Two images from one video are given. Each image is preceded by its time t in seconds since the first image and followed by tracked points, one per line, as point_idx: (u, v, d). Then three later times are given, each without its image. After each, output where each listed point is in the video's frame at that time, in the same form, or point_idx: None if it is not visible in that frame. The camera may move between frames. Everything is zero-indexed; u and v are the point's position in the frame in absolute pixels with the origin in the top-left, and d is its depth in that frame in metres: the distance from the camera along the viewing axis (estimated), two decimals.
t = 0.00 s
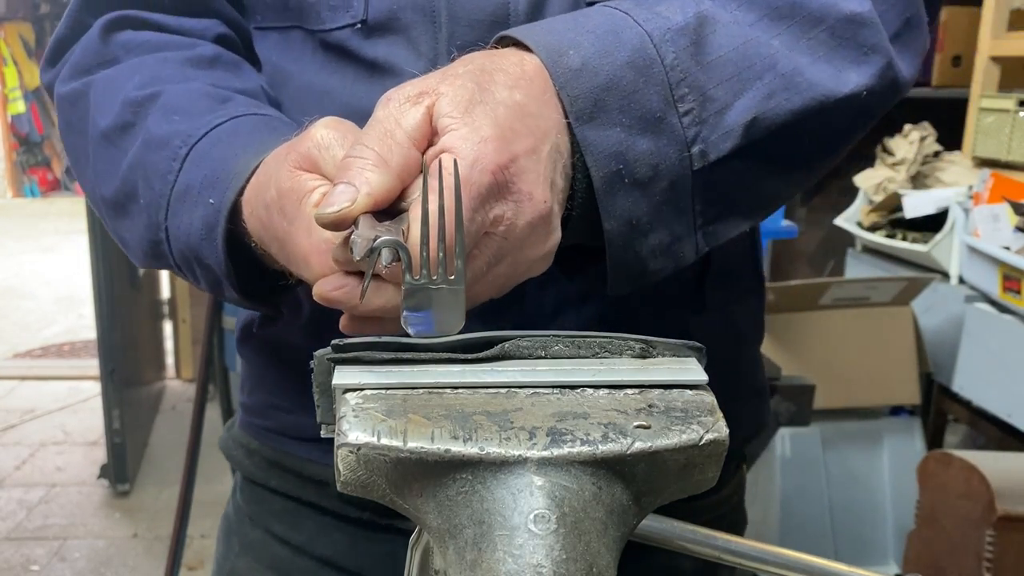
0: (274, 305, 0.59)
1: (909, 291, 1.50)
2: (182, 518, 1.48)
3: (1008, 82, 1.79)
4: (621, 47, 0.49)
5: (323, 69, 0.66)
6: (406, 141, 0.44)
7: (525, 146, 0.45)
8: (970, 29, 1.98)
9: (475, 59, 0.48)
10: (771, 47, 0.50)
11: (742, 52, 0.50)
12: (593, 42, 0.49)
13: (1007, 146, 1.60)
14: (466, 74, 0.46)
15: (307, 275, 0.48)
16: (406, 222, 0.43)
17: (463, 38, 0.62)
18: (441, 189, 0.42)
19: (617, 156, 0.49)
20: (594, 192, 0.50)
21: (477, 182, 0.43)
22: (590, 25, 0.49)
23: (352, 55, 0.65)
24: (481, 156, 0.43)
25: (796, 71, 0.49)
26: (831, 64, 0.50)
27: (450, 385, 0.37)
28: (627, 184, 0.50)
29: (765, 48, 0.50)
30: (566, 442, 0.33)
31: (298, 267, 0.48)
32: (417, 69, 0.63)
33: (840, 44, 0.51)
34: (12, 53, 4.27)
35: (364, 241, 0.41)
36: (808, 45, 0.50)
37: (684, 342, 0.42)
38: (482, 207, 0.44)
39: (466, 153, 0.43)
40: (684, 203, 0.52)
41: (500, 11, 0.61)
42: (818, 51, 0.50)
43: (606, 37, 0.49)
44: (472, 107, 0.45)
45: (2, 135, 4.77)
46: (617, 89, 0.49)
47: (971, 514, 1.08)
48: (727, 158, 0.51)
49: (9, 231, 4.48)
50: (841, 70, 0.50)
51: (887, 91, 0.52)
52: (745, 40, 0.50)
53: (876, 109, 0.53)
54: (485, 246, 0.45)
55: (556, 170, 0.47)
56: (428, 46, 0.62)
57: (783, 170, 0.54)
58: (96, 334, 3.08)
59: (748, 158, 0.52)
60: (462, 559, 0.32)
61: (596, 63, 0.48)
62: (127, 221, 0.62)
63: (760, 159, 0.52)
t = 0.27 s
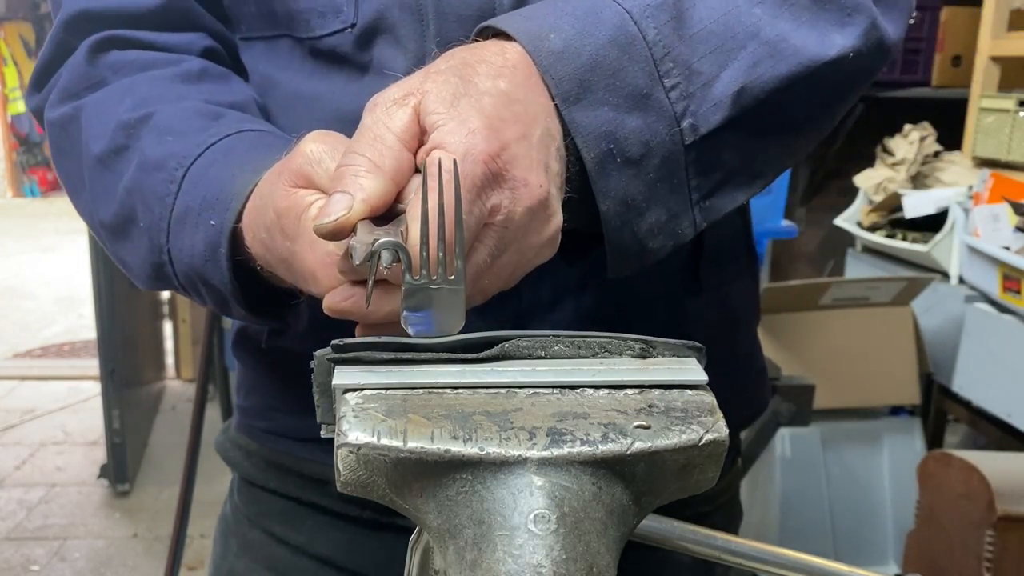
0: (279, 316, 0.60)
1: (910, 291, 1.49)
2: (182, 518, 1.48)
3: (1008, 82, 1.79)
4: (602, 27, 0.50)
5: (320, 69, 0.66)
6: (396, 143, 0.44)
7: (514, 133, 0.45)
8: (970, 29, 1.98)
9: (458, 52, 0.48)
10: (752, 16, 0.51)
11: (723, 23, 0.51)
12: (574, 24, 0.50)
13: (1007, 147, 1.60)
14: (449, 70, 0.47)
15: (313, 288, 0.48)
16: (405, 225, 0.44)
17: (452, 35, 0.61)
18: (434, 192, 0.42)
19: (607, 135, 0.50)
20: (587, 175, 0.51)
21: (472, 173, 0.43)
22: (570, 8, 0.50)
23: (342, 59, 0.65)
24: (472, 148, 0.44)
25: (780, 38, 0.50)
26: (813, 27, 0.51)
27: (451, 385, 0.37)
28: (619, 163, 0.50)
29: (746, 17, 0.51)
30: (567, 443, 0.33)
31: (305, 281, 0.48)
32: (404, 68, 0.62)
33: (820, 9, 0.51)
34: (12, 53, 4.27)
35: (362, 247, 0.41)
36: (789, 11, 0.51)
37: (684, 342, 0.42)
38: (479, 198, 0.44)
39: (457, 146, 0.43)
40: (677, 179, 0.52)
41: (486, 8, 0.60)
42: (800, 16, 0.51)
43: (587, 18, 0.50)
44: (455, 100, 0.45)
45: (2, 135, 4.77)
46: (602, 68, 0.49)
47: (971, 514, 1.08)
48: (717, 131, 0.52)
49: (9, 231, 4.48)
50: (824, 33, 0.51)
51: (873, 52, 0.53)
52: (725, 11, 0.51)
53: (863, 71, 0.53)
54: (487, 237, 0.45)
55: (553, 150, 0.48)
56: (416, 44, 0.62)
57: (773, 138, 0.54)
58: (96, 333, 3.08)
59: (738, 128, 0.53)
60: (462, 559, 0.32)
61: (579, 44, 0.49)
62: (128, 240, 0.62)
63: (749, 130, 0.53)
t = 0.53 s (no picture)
0: (268, 313, 0.61)
1: (909, 291, 1.49)
2: (182, 518, 1.48)
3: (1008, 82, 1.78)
4: (639, 52, 0.50)
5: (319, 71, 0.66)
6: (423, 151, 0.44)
7: (537, 162, 0.45)
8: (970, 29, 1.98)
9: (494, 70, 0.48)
10: (780, 41, 0.51)
11: (754, 48, 0.51)
12: (611, 51, 0.50)
13: (1006, 147, 1.60)
14: (484, 90, 0.46)
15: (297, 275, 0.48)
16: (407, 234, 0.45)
17: (451, 40, 0.62)
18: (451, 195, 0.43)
19: (646, 162, 0.50)
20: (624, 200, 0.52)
21: (489, 197, 0.43)
22: (604, 33, 0.50)
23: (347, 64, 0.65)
24: (491, 171, 0.43)
25: (806, 62, 0.51)
26: (835, 50, 0.52)
27: (450, 385, 0.37)
28: (656, 188, 0.51)
29: (775, 43, 0.51)
30: (566, 442, 0.33)
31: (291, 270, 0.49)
32: (408, 71, 0.63)
33: (842, 31, 0.53)
34: (11, 53, 4.31)
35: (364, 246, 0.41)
36: (812, 35, 0.52)
37: (684, 342, 0.42)
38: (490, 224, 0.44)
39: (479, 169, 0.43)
40: (709, 202, 0.54)
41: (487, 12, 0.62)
42: (822, 39, 0.52)
43: (624, 44, 0.50)
44: (487, 119, 0.45)
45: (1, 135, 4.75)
46: (640, 95, 0.50)
47: (971, 513, 1.08)
48: (747, 153, 0.53)
49: (9, 231, 4.48)
50: (845, 56, 0.52)
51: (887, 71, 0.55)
52: (755, 36, 0.51)
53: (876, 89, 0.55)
54: (491, 262, 0.45)
55: (584, 171, 0.49)
56: (417, 48, 0.62)
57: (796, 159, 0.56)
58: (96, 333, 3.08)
59: (764, 150, 0.54)
60: (463, 559, 0.32)
61: (619, 72, 0.49)
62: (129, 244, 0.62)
63: (774, 151, 0.54)
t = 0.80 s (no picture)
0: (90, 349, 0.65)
1: (909, 292, 1.48)
2: (182, 519, 1.48)
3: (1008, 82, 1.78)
4: (648, 96, 0.50)
5: (314, 74, 0.66)
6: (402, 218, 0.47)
7: (496, 203, 0.47)
8: (970, 29, 1.98)
9: (491, 113, 0.50)
10: (782, 90, 0.52)
11: (756, 96, 0.52)
12: (624, 96, 0.50)
13: (1007, 147, 1.60)
14: (464, 137, 0.49)
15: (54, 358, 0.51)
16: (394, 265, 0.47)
17: (462, 57, 0.60)
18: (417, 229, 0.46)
19: (647, 202, 0.50)
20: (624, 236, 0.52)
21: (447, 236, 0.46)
22: (619, 75, 0.50)
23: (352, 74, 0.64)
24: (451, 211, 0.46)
25: (802, 112, 0.52)
26: (829, 101, 0.53)
27: (450, 385, 0.37)
28: (654, 225, 0.51)
29: (777, 91, 0.52)
30: (567, 443, 0.33)
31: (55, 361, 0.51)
32: (415, 87, 0.61)
33: (836, 83, 0.54)
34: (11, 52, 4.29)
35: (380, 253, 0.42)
36: (809, 83, 0.53)
37: (684, 342, 0.42)
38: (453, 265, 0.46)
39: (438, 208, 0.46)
40: (699, 236, 0.55)
41: (498, 29, 0.60)
42: (818, 88, 0.53)
43: (635, 88, 0.50)
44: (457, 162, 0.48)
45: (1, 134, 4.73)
46: (646, 139, 0.50)
47: (971, 513, 1.08)
48: (737, 193, 0.54)
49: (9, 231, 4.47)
50: (836, 107, 0.54)
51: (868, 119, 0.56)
52: (760, 83, 0.52)
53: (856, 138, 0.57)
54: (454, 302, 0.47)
55: (573, 205, 0.50)
56: (424, 62, 0.61)
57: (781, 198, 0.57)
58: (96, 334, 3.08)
59: (751, 189, 0.55)
60: (462, 559, 0.32)
61: (628, 114, 0.49)
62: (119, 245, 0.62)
63: (761, 192, 0.56)
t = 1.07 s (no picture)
0: None
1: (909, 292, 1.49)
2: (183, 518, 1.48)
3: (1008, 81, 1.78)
4: (681, 128, 0.53)
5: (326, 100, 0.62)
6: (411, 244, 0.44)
7: (532, 239, 0.48)
8: (970, 29, 1.97)
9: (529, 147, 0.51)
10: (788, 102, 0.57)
11: (770, 111, 0.56)
12: (659, 129, 0.52)
13: (1006, 147, 1.60)
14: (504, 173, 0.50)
15: None
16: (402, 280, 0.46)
17: (491, 80, 0.59)
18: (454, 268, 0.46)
19: (685, 226, 0.54)
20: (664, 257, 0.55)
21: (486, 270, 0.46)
22: (653, 110, 0.52)
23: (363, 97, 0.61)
24: (489, 247, 0.47)
25: (805, 123, 0.58)
26: (821, 105, 0.60)
27: (450, 385, 0.37)
28: (691, 245, 0.55)
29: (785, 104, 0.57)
30: (567, 442, 0.33)
31: None
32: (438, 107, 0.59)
33: (826, 89, 0.60)
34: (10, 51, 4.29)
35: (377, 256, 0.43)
36: (804, 92, 0.59)
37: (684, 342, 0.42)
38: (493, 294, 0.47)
39: (476, 245, 0.47)
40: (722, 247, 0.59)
41: (523, 50, 0.60)
42: (811, 97, 0.59)
43: (669, 121, 0.53)
44: (496, 201, 0.49)
45: None
46: (682, 169, 0.53)
47: (971, 513, 1.08)
48: (751, 200, 0.59)
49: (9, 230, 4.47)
50: (827, 112, 0.60)
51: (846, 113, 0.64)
52: (772, 101, 0.57)
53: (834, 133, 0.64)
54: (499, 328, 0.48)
55: (603, 235, 0.51)
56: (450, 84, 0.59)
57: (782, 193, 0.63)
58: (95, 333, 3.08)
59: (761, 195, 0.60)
60: (462, 559, 0.32)
61: (664, 148, 0.52)
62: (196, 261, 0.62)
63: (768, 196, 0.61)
